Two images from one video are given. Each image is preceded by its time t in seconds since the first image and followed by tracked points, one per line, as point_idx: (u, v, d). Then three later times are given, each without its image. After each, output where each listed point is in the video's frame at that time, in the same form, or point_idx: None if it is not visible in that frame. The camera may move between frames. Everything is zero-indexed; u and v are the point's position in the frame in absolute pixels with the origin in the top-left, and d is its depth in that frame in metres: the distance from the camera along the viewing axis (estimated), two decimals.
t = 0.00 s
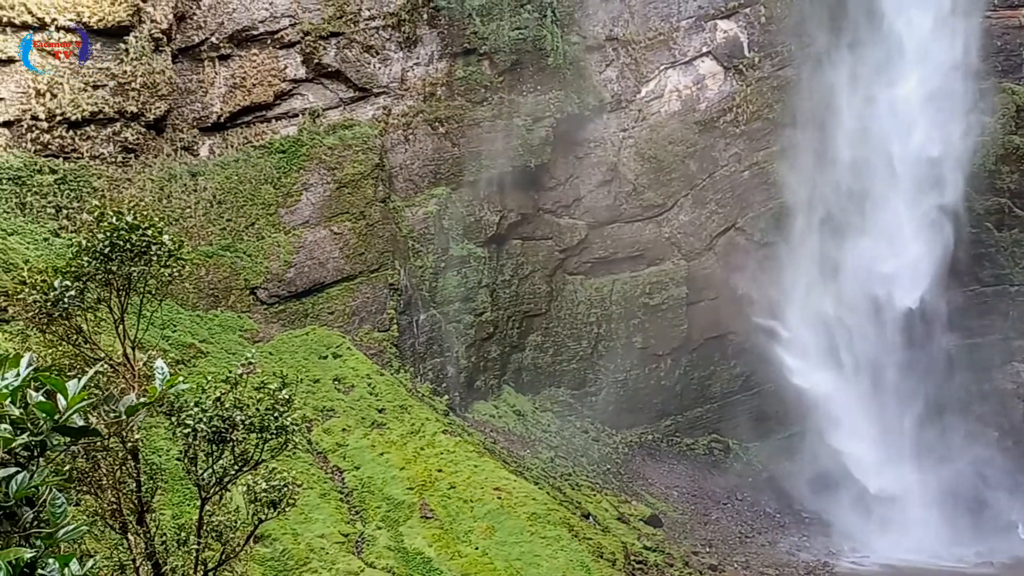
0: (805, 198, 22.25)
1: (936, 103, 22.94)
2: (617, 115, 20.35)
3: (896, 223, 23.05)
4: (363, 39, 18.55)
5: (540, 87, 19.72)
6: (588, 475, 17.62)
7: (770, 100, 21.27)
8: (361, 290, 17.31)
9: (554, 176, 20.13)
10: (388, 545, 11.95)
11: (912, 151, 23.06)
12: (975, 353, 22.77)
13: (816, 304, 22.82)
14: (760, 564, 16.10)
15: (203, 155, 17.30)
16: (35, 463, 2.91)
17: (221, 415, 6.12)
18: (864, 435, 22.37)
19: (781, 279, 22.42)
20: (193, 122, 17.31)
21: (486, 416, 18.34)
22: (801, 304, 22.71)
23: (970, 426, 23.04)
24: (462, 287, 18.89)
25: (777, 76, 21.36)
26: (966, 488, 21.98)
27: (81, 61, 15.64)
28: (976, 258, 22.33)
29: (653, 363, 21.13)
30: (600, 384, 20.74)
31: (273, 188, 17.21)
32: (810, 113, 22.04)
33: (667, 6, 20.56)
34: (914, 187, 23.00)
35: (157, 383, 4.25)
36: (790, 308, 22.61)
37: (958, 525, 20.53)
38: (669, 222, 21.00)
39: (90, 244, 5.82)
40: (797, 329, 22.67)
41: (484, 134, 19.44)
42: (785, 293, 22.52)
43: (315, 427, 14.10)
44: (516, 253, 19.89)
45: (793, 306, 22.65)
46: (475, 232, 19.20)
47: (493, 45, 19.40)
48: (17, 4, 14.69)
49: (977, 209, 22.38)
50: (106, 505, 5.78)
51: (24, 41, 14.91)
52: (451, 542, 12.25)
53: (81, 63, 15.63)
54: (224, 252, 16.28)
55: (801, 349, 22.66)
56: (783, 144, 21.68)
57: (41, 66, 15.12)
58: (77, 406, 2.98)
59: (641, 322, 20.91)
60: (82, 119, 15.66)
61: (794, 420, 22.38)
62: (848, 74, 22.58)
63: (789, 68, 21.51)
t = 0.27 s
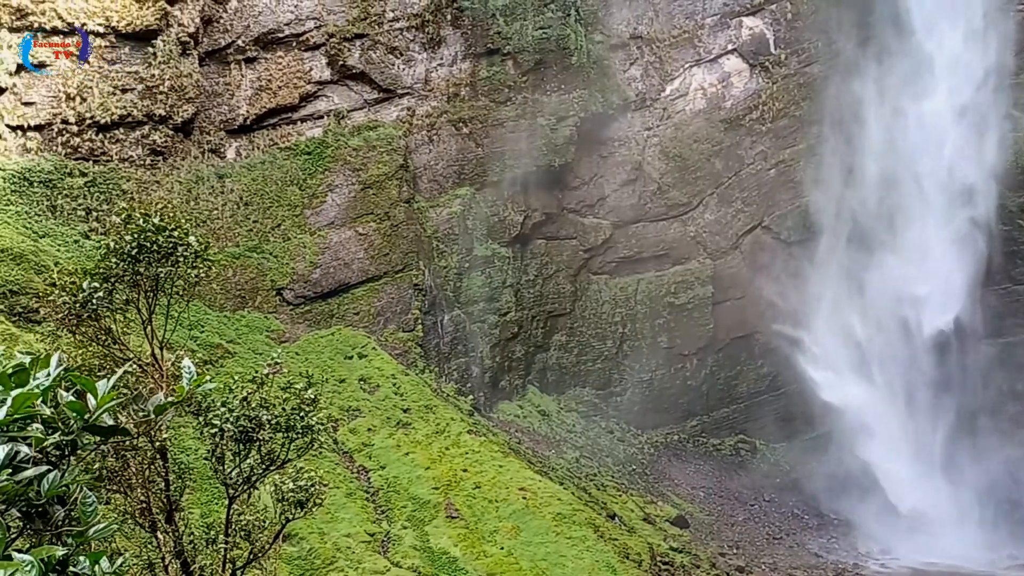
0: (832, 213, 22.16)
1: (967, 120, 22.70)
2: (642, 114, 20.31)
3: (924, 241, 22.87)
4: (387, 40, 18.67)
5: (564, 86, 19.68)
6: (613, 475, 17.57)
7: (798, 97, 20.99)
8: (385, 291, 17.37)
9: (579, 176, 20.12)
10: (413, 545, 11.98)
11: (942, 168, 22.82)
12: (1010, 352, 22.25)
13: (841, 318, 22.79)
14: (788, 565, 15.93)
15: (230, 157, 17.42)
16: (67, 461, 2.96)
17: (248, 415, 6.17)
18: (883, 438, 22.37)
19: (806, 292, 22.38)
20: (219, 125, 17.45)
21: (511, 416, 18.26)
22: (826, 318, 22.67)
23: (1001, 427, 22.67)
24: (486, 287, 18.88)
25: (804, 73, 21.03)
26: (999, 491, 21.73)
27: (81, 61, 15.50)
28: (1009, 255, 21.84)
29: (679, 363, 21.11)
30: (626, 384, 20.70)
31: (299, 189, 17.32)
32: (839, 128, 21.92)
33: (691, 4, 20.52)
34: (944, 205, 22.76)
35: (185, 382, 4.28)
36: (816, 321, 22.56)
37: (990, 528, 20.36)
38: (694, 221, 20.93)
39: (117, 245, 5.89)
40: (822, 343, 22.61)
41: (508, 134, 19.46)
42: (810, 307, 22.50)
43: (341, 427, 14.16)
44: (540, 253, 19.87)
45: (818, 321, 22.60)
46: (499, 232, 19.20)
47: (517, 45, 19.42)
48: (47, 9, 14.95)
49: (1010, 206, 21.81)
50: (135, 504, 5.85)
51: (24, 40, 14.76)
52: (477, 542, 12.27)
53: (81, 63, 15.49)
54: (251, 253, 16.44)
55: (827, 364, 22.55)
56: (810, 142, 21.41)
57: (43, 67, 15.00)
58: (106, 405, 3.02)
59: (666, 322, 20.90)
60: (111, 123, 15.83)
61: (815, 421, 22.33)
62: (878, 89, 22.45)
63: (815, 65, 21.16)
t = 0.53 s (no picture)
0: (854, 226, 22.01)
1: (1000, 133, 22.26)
2: (665, 112, 20.27)
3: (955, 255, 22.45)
4: (410, 41, 18.76)
5: (586, 86, 19.72)
6: (638, 476, 17.53)
7: (824, 94, 20.82)
8: (409, 292, 17.29)
9: (602, 175, 20.12)
10: (438, 544, 12.02)
11: (973, 181, 22.41)
12: None
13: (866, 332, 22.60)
14: (817, 567, 15.82)
15: (256, 159, 17.62)
16: (97, 460, 2.98)
17: (274, 414, 6.21)
18: (919, 448, 21.76)
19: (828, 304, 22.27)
20: (245, 128, 17.65)
21: (535, 416, 18.12)
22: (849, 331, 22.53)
23: None
24: (510, 287, 18.89)
25: (830, 70, 20.84)
26: None
27: (81, 61, 15.33)
28: None
29: (704, 363, 21.14)
30: (650, 384, 20.69)
31: (324, 191, 17.43)
32: (865, 139, 21.67)
33: (715, 2, 20.44)
34: (975, 218, 22.36)
35: (212, 381, 4.29)
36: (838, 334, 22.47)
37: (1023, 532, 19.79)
38: (719, 220, 20.93)
39: (145, 247, 5.96)
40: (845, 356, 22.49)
41: (531, 134, 19.43)
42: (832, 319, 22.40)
43: (366, 426, 14.21)
44: (564, 253, 19.87)
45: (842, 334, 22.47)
46: (522, 232, 19.19)
47: (540, 45, 19.44)
48: (76, 14, 15.24)
49: None
50: (164, 502, 5.90)
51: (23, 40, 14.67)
52: (502, 542, 12.29)
53: (80, 63, 15.32)
54: (276, 254, 16.58)
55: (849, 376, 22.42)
56: (838, 139, 21.23)
57: (40, 66, 14.88)
58: (135, 405, 3.04)
59: (691, 322, 20.89)
60: (139, 126, 16.02)
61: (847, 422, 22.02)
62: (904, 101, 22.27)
63: (841, 60, 20.93)
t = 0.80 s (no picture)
0: (879, 235, 21.91)
1: None
2: (690, 111, 20.21)
3: (983, 268, 22.24)
4: (434, 43, 18.79)
5: (610, 85, 19.65)
6: (664, 477, 17.45)
7: (851, 92, 20.65)
8: (434, 292, 17.34)
9: (626, 175, 20.16)
10: (463, 545, 12.04)
11: (1002, 195, 22.23)
12: None
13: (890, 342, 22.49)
14: (845, 570, 15.71)
15: (281, 161, 17.75)
16: (126, 460, 3.02)
17: (300, 415, 6.25)
18: (949, 456, 21.44)
19: (853, 311, 22.15)
20: (271, 130, 17.79)
21: (560, 416, 18.11)
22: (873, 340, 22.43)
23: None
24: (534, 288, 18.89)
25: (857, 67, 20.65)
26: None
27: (81, 61, 15.18)
28: None
29: (730, 363, 21.08)
30: (675, 385, 20.67)
31: (348, 193, 17.51)
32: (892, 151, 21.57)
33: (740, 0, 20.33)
34: (1004, 232, 22.14)
35: (239, 381, 4.29)
36: (861, 341, 22.38)
37: None
38: (744, 220, 20.90)
39: (174, 249, 6.01)
40: (868, 363, 22.41)
41: (555, 134, 19.42)
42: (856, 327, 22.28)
43: (391, 427, 14.26)
44: (588, 253, 19.88)
45: (865, 342, 22.37)
46: (546, 232, 19.19)
47: (563, 45, 19.43)
48: (104, 19, 15.44)
49: None
50: (192, 502, 5.95)
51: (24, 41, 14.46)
52: (527, 543, 12.29)
53: (81, 63, 15.17)
54: (302, 255, 16.64)
55: (872, 383, 22.37)
56: (866, 136, 21.04)
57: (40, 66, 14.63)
58: (164, 405, 3.05)
59: (716, 322, 20.87)
60: (167, 129, 16.15)
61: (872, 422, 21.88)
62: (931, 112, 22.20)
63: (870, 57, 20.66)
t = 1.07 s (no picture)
0: (908, 247, 21.77)
1: None
2: (714, 110, 20.17)
3: (1015, 279, 21.98)
4: (457, 44, 18.80)
5: (634, 84, 19.61)
6: (690, 478, 17.37)
7: (879, 88, 20.44)
8: (458, 293, 17.36)
9: (650, 174, 20.15)
10: (488, 545, 12.06)
11: None
12: None
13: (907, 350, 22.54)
14: (875, 572, 15.59)
15: (306, 163, 17.85)
16: (156, 460, 3.10)
17: (326, 415, 6.27)
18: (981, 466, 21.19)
19: (879, 323, 22.20)
20: (296, 132, 17.87)
21: (584, 417, 18.08)
22: (894, 343, 22.42)
23: None
24: (558, 288, 18.85)
25: (884, 63, 20.46)
26: None
27: (81, 61, 14.98)
28: None
29: (756, 363, 20.99)
30: (701, 385, 20.61)
31: (372, 194, 17.57)
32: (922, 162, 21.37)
33: None
34: None
35: (264, 382, 4.32)
36: (885, 346, 22.39)
37: None
38: (770, 219, 20.83)
39: (202, 250, 6.06)
40: (892, 369, 22.44)
41: (579, 134, 19.42)
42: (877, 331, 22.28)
43: (416, 427, 14.30)
44: (612, 253, 19.86)
45: (893, 355, 22.41)
46: (570, 232, 19.16)
47: (586, 44, 19.42)
48: (132, 24, 15.56)
49: None
50: (221, 501, 6.00)
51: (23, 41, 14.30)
52: (552, 543, 12.27)
53: (81, 63, 14.98)
54: (327, 256, 16.71)
55: (895, 388, 22.40)
56: (894, 133, 20.81)
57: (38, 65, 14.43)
58: (192, 405, 3.08)
59: (742, 322, 20.77)
60: (194, 132, 16.27)
61: (891, 424, 21.92)
62: (962, 123, 21.96)
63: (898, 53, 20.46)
